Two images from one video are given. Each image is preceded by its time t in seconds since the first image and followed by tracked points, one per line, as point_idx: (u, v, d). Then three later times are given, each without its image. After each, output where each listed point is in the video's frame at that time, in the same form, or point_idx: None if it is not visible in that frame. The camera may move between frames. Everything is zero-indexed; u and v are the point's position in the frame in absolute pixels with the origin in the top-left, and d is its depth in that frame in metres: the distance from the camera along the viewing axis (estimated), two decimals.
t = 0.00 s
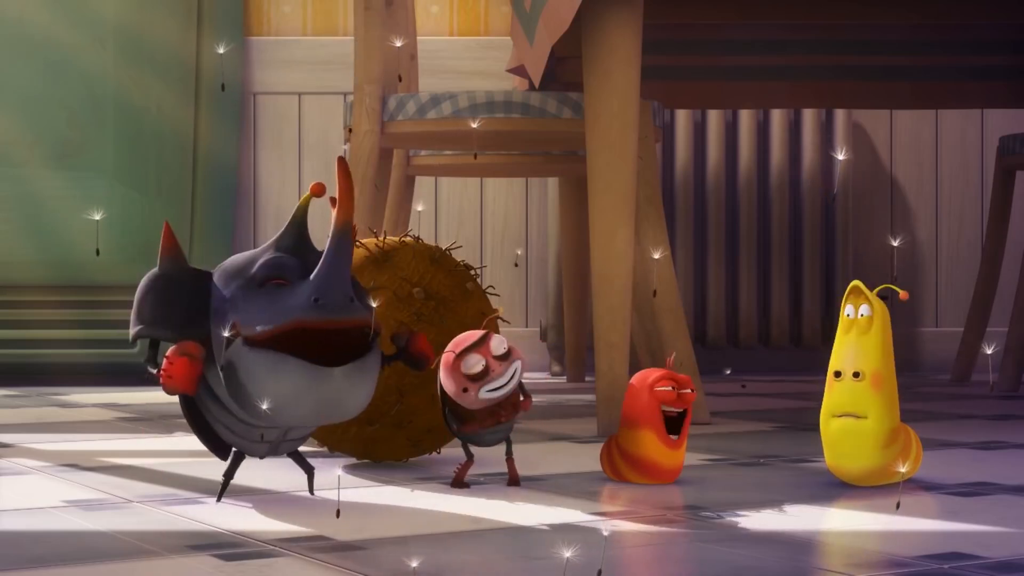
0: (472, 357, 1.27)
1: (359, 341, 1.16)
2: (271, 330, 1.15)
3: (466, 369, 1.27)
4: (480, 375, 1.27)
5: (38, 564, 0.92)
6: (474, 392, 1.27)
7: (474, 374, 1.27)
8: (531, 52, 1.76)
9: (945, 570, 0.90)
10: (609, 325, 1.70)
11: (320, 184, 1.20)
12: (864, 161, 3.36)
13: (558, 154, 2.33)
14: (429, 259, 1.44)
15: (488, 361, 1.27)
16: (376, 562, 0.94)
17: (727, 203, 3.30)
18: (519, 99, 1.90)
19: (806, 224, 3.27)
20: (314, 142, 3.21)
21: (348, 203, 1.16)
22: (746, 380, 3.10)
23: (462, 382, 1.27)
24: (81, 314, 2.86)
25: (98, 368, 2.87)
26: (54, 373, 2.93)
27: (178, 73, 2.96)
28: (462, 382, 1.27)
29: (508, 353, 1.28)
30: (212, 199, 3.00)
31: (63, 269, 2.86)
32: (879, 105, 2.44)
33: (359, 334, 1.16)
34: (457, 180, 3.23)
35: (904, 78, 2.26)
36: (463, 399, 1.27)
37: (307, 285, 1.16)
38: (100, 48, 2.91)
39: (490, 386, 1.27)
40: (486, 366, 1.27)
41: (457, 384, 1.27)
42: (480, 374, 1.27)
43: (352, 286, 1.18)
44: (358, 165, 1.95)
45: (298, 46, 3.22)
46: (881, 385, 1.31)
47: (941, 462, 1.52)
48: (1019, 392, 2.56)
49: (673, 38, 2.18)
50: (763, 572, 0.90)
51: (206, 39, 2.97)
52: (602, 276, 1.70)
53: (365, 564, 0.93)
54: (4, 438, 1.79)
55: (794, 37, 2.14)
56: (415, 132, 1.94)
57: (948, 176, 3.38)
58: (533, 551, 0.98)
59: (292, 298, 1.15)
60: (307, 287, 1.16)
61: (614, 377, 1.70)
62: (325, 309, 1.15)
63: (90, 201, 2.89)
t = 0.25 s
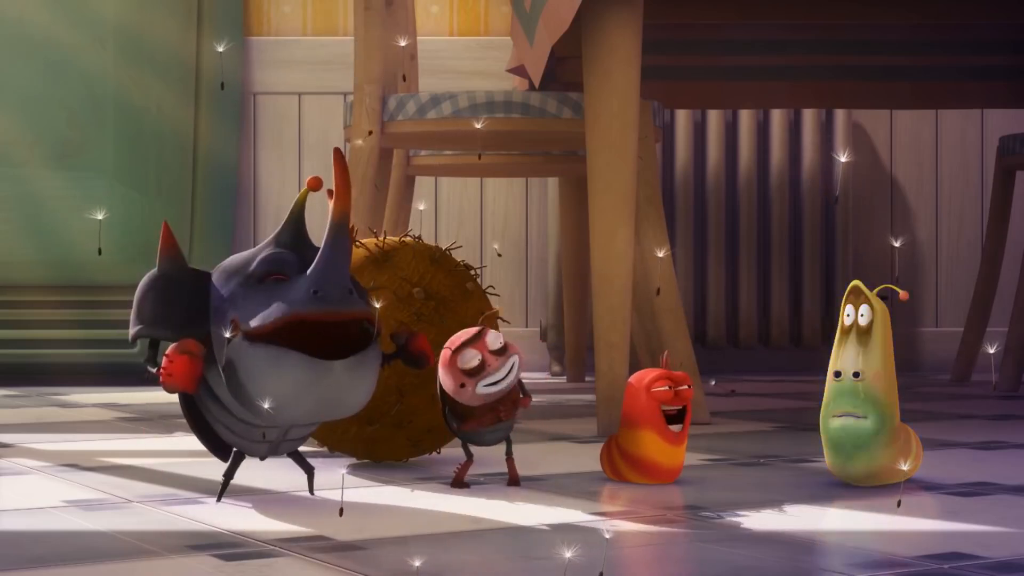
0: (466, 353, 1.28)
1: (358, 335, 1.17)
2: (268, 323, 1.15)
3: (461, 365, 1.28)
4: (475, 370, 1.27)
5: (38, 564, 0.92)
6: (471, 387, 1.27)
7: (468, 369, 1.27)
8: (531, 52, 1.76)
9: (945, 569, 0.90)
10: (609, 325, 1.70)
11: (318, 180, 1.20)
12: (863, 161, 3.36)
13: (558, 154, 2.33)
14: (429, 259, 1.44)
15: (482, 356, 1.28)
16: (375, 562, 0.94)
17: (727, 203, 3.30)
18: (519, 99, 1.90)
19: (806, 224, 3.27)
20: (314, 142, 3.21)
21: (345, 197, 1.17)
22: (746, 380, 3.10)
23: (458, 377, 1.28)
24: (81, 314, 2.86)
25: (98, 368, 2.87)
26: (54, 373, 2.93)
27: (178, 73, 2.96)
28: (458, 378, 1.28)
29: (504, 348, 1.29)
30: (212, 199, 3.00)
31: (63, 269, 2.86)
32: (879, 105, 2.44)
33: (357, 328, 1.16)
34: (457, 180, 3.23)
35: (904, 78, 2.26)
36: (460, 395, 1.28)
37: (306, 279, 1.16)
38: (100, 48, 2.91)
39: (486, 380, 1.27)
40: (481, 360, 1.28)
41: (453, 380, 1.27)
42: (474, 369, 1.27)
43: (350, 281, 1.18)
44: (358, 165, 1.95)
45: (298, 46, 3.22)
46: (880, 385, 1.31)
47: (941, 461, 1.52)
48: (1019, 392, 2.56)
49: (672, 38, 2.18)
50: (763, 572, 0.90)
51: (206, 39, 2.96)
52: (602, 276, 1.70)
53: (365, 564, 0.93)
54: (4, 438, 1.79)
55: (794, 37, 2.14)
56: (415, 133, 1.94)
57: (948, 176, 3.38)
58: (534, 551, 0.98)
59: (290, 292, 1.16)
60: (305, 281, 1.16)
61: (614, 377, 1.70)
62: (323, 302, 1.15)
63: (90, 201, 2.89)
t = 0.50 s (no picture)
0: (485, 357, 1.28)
1: (357, 338, 1.16)
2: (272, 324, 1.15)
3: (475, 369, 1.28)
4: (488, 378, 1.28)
5: (38, 564, 0.92)
6: (479, 390, 1.28)
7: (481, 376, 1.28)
8: (531, 52, 1.76)
9: (945, 569, 0.90)
10: (609, 325, 1.70)
11: (318, 183, 1.20)
12: (864, 161, 3.36)
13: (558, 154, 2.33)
14: (429, 259, 1.44)
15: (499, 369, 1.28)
16: (375, 562, 0.94)
17: (727, 203, 3.30)
18: (519, 99, 1.90)
19: (806, 224, 3.27)
20: (314, 142, 3.21)
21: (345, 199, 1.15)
22: (746, 379, 3.10)
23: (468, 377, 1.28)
24: (81, 314, 2.86)
25: (98, 368, 2.87)
26: (54, 373, 2.93)
27: (178, 73, 2.96)
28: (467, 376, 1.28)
29: (522, 365, 1.29)
30: (212, 199, 3.00)
31: (63, 270, 2.86)
32: (879, 105, 2.44)
33: (357, 331, 1.16)
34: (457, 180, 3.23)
35: (904, 78, 2.26)
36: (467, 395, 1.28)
37: (305, 281, 1.16)
38: (100, 48, 2.91)
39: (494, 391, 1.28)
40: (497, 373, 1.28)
41: (460, 373, 1.28)
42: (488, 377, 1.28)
43: (350, 284, 1.18)
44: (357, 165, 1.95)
45: (298, 46, 3.23)
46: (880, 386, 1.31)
47: (941, 462, 1.52)
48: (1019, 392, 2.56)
49: (673, 38, 2.18)
50: (763, 572, 0.90)
51: (206, 38, 2.96)
52: (602, 275, 1.70)
53: (365, 564, 0.93)
54: (4, 438, 1.79)
55: (794, 37, 2.14)
56: (415, 132, 1.94)
57: (948, 176, 3.38)
58: (534, 551, 0.98)
59: (290, 294, 1.16)
60: (304, 284, 1.16)
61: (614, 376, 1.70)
62: (322, 307, 1.14)
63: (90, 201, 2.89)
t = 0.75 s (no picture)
0: (487, 343, 1.30)
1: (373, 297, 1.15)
2: (298, 281, 1.12)
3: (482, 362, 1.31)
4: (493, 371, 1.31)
5: (38, 564, 0.92)
6: (474, 354, 1.31)
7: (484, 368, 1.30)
8: (531, 52, 1.76)
9: (946, 570, 0.90)
10: (609, 325, 1.70)
11: (315, 151, 1.19)
12: (864, 162, 3.36)
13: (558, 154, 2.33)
14: (429, 259, 1.44)
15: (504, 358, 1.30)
16: (376, 562, 0.94)
17: (727, 203, 3.30)
18: (519, 99, 1.90)
19: (806, 224, 3.27)
20: (314, 142, 3.21)
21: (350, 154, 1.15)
22: (746, 380, 3.10)
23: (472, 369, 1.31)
24: (81, 314, 2.86)
25: (98, 368, 2.87)
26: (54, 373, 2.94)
27: (178, 73, 2.96)
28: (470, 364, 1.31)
29: (520, 340, 1.31)
30: (212, 199, 3.00)
31: (64, 270, 2.85)
32: (879, 105, 2.44)
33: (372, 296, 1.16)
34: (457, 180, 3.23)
35: (904, 78, 2.26)
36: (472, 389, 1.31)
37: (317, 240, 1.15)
38: (100, 48, 2.90)
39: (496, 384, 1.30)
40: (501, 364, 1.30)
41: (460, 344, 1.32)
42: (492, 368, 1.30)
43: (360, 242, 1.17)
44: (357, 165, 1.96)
45: (299, 46, 3.23)
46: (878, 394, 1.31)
47: (941, 461, 1.52)
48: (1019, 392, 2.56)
49: (673, 38, 2.18)
50: (763, 573, 0.90)
51: (206, 38, 2.96)
52: (601, 275, 1.70)
53: (366, 565, 0.93)
54: (4, 438, 1.79)
55: (794, 38, 2.14)
56: (415, 132, 1.94)
57: (948, 176, 3.38)
58: (534, 551, 0.98)
59: (305, 255, 1.14)
60: (318, 242, 1.14)
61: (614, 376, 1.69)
62: (342, 259, 1.13)
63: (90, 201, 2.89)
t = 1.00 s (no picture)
0: (487, 343, 1.30)
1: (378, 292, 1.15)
2: (299, 282, 1.12)
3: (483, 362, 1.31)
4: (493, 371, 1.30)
5: (38, 564, 0.92)
6: (474, 354, 1.31)
7: (484, 368, 1.30)
8: (531, 52, 1.76)
9: (946, 569, 0.90)
10: (609, 325, 1.70)
11: (315, 151, 1.19)
12: (864, 162, 3.36)
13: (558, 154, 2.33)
14: (429, 259, 1.44)
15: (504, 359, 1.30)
16: (376, 562, 0.94)
17: (727, 203, 3.30)
18: (519, 99, 1.90)
19: (806, 224, 3.27)
20: (314, 142, 3.21)
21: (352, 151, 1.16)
22: (746, 380, 3.10)
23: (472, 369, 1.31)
24: (81, 314, 2.86)
25: (98, 368, 2.87)
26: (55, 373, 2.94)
27: (178, 73, 2.96)
28: (471, 364, 1.31)
29: (520, 340, 1.32)
30: (212, 199, 3.00)
31: (63, 270, 2.85)
32: (879, 105, 2.44)
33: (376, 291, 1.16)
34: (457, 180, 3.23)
35: (904, 78, 2.26)
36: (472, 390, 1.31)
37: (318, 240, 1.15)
38: (100, 48, 2.90)
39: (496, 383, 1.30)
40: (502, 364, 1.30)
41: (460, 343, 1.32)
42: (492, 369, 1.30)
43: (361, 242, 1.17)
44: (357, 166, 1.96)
45: (299, 46, 3.23)
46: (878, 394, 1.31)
47: (941, 462, 1.52)
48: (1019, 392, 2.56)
49: (673, 38, 2.18)
50: (763, 573, 0.90)
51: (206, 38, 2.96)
52: (601, 275, 1.70)
53: (366, 565, 0.93)
54: (4, 438, 1.79)
55: (794, 37, 2.14)
56: (415, 132, 1.94)
57: (948, 176, 3.38)
58: (534, 551, 0.98)
59: (307, 254, 1.14)
60: (319, 242, 1.14)
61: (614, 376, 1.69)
62: (343, 259, 1.13)
63: (88, 201, 2.88)
